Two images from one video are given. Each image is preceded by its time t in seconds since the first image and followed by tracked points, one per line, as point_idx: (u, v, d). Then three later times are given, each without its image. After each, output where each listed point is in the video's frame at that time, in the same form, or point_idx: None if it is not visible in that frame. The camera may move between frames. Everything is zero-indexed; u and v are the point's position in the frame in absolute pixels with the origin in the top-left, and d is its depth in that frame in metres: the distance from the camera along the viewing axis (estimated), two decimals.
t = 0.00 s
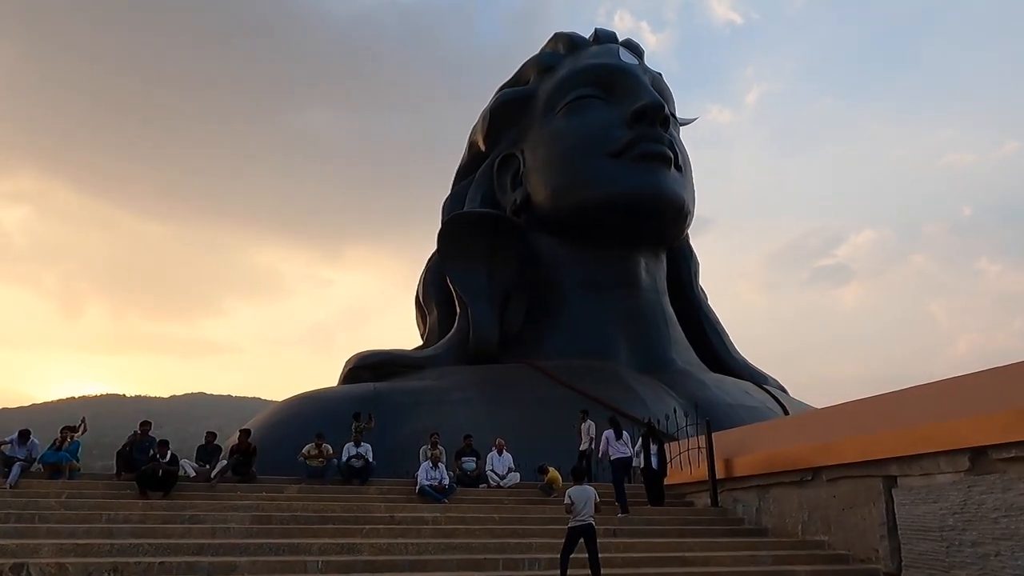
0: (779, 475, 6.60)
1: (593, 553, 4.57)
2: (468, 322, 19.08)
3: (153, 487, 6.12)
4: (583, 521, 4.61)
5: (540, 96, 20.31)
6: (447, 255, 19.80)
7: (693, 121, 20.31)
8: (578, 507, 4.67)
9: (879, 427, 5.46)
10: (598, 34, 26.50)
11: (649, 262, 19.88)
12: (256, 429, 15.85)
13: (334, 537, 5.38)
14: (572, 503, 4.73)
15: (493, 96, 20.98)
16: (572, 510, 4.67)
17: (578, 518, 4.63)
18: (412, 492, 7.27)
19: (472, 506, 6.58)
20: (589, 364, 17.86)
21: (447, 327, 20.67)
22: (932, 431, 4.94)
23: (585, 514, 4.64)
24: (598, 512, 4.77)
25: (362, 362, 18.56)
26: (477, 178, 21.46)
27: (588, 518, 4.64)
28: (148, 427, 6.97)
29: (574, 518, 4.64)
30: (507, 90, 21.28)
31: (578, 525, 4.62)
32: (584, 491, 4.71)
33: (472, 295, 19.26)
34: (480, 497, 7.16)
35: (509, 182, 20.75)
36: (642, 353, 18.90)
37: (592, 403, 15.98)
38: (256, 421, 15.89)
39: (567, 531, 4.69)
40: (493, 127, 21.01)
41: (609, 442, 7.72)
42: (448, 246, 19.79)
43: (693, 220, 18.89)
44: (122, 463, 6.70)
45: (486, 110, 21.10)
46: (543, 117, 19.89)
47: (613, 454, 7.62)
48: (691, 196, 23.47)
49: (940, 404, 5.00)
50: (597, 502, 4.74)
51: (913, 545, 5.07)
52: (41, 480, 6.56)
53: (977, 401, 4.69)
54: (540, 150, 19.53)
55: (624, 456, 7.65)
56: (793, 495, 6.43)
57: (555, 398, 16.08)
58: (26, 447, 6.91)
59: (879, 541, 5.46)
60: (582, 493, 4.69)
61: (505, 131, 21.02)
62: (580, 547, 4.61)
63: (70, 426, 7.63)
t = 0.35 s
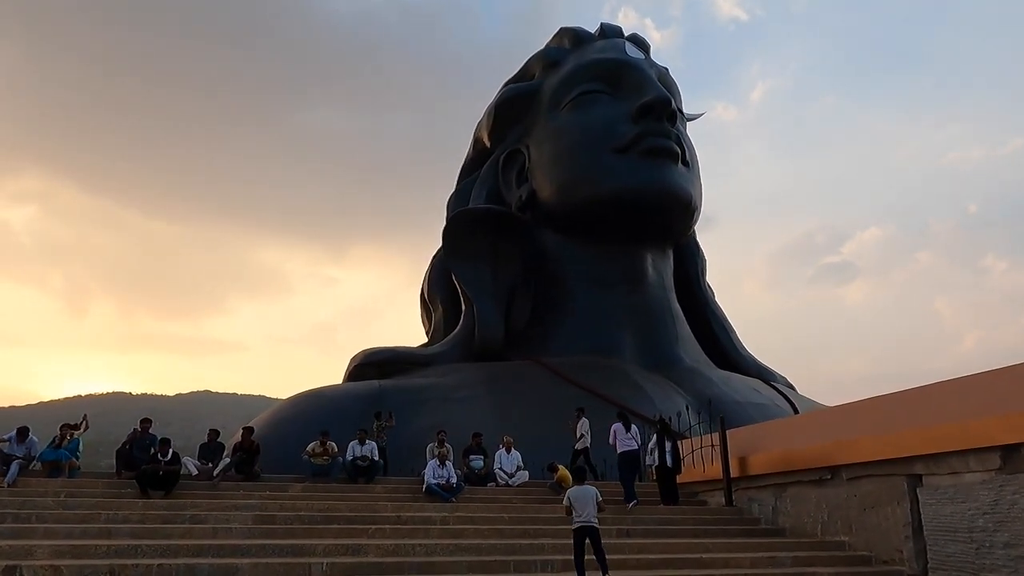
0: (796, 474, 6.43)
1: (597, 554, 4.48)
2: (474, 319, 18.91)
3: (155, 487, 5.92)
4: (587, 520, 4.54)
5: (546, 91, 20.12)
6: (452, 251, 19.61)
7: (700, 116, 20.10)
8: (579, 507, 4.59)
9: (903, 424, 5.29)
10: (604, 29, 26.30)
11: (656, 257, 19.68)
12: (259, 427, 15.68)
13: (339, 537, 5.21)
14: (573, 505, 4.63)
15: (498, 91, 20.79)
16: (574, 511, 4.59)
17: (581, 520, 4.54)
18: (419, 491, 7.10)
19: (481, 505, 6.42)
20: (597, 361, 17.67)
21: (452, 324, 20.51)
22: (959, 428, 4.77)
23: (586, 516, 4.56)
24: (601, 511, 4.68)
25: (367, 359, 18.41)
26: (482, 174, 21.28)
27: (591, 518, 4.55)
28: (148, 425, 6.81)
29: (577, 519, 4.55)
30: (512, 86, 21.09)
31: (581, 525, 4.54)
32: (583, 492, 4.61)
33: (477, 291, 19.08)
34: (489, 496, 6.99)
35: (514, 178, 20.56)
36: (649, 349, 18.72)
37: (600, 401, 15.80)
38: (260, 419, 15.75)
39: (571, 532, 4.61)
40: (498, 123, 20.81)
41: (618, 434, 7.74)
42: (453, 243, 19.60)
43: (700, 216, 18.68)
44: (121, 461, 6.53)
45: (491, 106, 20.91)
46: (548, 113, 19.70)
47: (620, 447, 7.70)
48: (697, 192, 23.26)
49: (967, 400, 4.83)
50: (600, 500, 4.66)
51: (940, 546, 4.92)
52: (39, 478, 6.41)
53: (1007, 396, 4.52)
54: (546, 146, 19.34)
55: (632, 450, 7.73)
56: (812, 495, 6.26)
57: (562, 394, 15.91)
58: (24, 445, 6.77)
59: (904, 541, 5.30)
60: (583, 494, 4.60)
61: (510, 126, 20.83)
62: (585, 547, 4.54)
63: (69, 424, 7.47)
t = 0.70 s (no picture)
0: (812, 475, 6.21)
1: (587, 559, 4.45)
2: (475, 317, 18.68)
3: (145, 487, 5.67)
4: (582, 524, 4.52)
5: (547, 89, 19.89)
6: (452, 250, 19.38)
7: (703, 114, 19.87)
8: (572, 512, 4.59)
9: (927, 424, 5.10)
10: (606, 27, 26.08)
11: (658, 257, 19.45)
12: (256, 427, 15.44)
13: (336, 541, 4.98)
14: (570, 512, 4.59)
15: (500, 89, 20.57)
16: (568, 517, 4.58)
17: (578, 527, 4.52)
18: (420, 493, 6.88)
19: (485, 508, 6.19)
20: (599, 361, 17.44)
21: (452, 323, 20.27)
22: (989, 427, 4.59)
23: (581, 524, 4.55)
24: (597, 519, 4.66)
25: (366, 358, 18.17)
26: (483, 172, 21.04)
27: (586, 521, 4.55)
28: (139, 424, 6.55)
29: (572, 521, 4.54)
30: (513, 83, 20.86)
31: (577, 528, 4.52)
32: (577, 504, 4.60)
33: (478, 290, 18.84)
34: (492, 498, 6.76)
35: (515, 176, 20.32)
36: (652, 349, 18.49)
37: (602, 401, 15.58)
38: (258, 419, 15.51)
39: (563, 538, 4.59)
40: (499, 121, 20.58)
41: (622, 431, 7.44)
42: (453, 241, 19.37)
43: (703, 215, 18.45)
44: (111, 461, 6.29)
45: (492, 104, 20.68)
46: (550, 110, 19.46)
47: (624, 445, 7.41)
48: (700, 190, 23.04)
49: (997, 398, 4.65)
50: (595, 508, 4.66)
51: (967, 551, 4.72)
52: (25, 479, 6.17)
53: None
54: (547, 144, 19.10)
55: (636, 447, 7.43)
56: (828, 497, 6.05)
57: (564, 394, 15.69)
58: (9, 444, 6.52)
59: (926, 546, 5.10)
60: (578, 498, 4.61)
61: (511, 124, 20.60)
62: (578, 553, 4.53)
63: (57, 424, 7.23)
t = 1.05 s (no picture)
0: (829, 478, 6.01)
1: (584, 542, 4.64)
2: (474, 317, 18.45)
3: (135, 490, 5.43)
4: (581, 513, 4.71)
5: (547, 87, 19.67)
6: (451, 249, 19.14)
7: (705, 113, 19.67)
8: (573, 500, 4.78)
9: (956, 425, 4.92)
10: (606, 25, 25.87)
11: (660, 256, 19.22)
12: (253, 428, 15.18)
13: (336, 548, 4.75)
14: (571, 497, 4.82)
15: (499, 87, 20.34)
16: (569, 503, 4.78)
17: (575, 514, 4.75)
18: (422, 496, 6.64)
19: (490, 512, 5.97)
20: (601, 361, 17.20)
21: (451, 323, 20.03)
22: None
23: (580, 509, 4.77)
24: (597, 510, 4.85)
25: (365, 358, 17.93)
26: (483, 171, 20.81)
27: (586, 511, 4.74)
28: (130, 425, 6.30)
29: (570, 509, 4.74)
30: (513, 82, 20.63)
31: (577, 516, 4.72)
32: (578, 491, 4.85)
33: (478, 289, 18.60)
34: (496, 501, 6.53)
35: (516, 175, 20.10)
36: (654, 350, 18.26)
37: (604, 401, 15.35)
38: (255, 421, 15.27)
39: (560, 523, 4.81)
40: (499, 119, 20.35)
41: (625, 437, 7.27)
42: (453, 240, 19.13)
43: (704, 214, 18.23)
44: (102, 463, 6.05)
45: (491, 102, 20.45)
46: (550, 109, 19.24)
47: (626, 449, 7.21)
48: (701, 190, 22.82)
49: None
50: (594, 498, 4.89)
51: (999, 557, 4.54)
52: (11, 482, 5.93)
53: None
54: (548, 142, 18.88)
55: (639, 452, 7.24)
56: (847, 500, 5.85)
57: (566, 394, 15.47)
58: None
59: (955, 552, 4.92)
60: (578, 486, 4.82)
61: (511, 123, 20.37)
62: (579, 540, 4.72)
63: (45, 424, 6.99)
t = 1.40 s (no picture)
0: (840, 483, 5.83)
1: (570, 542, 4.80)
2: (471, 316, 18.24)
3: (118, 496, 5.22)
4: (566, 509, 4.78)
5: (545, 84, 19.46)
6: (447, 247, 18.92)
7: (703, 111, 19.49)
8: (559, 496, 4.82)
9: (977, 431, 4.76)
10: (604, 22, 25.67)
11: (657, 255, 19.03)
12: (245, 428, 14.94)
13: (329, 557, 4.54)
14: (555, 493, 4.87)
15: (496, 84, 20.13)
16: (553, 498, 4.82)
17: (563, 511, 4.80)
18: (418, 501, 6.43)
19: (490, 518, 5.77)
20: (599, 361, 17.01)
21: (447, 322, 19.81)
22: None
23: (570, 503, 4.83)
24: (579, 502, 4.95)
25: (359, 357, 17.70)
26: (479, 169, 20.60)
27: (571, 505, 4.82)
28: (115, 429, 6.09)
29: (558, 505, 4.78)
30: (510, 79, 20.42)
31: (562, 512, 4.79)
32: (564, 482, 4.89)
33: (474, 288, 18.37)
34: (495, 507, 6.33)
35: (512, 172, 19.88)
36: (651, 349, 18.07)
37: (602, 401, 15.14)
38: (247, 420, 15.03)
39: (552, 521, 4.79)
40: (496, 117, 20.13)
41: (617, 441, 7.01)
42: (449, 239, 18.90)
43: (703, 213, 18.05)
44: (84, 469, 5.82)
45: (488, 99, 20.23)
46: (548, 106, 19.03)
47: (619, 453, 6.89)
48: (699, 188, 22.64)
49: None
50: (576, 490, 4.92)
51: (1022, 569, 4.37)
52: None
53: None
54: (545, 140, 18.68)
55: (633, 456, 6.93)
56: (858, 508, 5.67)
57: (563, 394, 15.28)
58: None
59: (972, 563, 4.75)
60: (563, 482, 4.84)
61: (508, 120, 20.16)
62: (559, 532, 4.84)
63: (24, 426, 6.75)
